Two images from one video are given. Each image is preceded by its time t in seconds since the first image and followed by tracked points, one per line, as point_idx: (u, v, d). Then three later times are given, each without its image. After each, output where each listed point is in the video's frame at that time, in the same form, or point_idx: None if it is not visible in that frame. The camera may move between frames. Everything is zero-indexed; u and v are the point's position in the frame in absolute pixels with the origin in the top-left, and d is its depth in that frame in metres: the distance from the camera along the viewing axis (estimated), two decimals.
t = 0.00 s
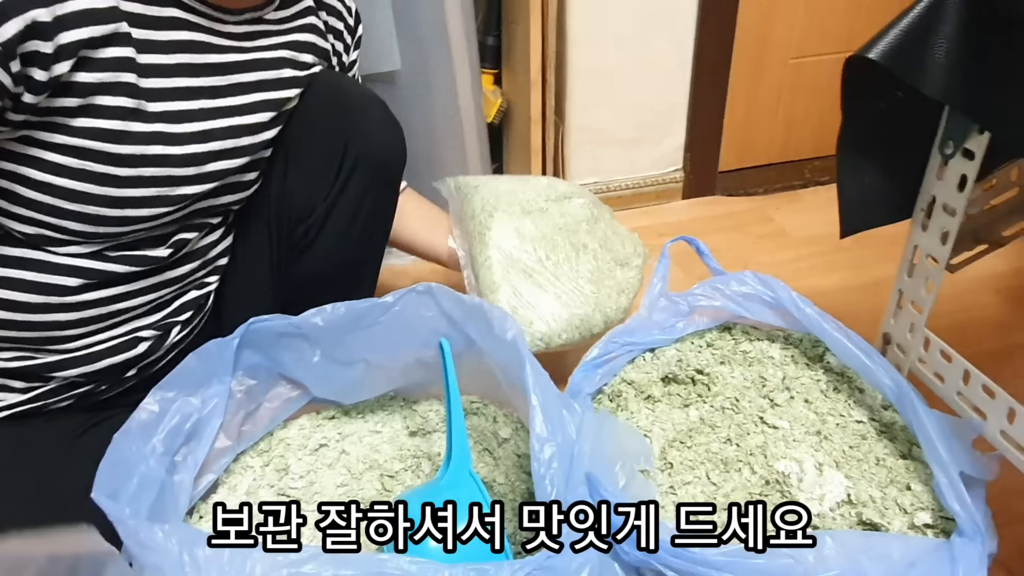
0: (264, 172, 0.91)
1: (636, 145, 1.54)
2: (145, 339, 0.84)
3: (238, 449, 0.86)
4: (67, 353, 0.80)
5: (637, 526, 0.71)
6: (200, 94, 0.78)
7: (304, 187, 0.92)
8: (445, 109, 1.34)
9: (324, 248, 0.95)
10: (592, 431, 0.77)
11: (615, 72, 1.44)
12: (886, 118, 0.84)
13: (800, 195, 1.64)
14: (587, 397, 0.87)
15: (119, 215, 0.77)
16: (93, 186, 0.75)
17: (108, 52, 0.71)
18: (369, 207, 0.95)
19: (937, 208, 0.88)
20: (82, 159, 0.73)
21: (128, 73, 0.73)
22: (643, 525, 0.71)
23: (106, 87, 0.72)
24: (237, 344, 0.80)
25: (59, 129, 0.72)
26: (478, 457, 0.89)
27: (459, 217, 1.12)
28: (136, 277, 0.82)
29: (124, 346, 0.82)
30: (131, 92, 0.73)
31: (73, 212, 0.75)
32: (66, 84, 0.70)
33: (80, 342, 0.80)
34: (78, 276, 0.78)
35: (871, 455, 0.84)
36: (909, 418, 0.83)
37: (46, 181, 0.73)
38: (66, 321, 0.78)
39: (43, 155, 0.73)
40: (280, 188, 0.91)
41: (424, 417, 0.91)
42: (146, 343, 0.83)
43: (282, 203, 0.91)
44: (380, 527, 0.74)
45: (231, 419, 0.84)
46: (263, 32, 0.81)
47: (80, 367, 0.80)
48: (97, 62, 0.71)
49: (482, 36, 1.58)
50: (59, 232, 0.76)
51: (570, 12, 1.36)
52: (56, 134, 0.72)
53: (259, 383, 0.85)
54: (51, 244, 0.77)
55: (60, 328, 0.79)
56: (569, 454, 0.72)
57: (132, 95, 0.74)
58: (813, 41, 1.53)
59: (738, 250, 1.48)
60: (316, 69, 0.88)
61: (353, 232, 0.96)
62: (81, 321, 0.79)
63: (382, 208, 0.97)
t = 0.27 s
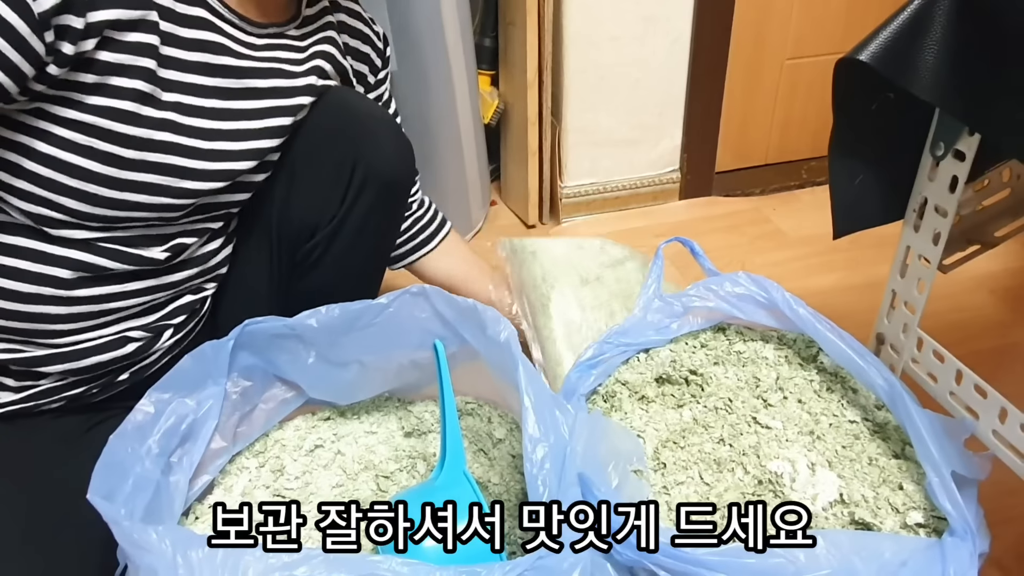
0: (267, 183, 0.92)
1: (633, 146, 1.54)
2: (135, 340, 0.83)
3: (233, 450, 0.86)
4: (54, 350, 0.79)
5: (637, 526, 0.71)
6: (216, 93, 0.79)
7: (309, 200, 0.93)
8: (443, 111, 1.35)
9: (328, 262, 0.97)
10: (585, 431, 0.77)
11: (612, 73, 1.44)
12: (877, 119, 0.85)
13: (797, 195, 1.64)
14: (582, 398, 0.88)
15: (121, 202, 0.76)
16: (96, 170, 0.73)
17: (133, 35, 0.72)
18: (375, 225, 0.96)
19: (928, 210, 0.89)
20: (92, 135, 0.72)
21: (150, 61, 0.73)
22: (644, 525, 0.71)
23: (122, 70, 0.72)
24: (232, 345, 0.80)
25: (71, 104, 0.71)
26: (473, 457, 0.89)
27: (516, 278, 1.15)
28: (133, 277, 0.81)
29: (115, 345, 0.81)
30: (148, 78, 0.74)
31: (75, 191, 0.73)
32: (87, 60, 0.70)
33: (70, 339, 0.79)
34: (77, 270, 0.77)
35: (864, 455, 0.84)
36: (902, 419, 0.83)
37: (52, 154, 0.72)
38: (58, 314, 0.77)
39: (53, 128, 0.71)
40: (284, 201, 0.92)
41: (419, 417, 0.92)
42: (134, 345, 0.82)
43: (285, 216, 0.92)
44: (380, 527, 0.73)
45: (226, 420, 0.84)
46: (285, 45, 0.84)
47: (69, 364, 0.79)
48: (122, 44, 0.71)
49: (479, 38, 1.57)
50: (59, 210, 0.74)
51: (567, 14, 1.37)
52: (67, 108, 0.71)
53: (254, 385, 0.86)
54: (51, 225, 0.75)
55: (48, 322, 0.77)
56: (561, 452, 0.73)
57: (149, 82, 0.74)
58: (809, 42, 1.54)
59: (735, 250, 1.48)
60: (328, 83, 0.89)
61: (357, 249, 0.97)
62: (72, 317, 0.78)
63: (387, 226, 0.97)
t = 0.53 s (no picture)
0: (272, 186, 0.97)
1: (627, 152, 1.54)
2: (149, 348, 0.85)
3: (219, 462, 0.85)
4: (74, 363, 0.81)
5: (638, 526, 0.74)
6: (230, 103, 0.81)
7: (312, 198, 0.99)
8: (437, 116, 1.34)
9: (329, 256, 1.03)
10: (570, 445, 0.77)
11: (606, 78, 1.44)
12: (865, 128, 0.84)
13: (792, 200, 1.63)
14: (569, 409, 0.87)
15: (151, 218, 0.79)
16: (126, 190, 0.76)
17: (156, 54, 0.74)
18: (373, 220, 1.04)
19: (919, 219, 0.88)
20: (120, 157, 0.75)
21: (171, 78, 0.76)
22: (644, 524, 0.73)
23: (149, 90, 0.75)
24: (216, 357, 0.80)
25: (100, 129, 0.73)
26: (460, 468, 0.89)
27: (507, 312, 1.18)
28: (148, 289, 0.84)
29: (132, 355, 0.84)
30: (169, 95, 0.76)
31: (107, 214, 0.76)
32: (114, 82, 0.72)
33: (87, 352, 0.81)
34: (102, 286, 0.79)
35: (853, 466, 0.84)
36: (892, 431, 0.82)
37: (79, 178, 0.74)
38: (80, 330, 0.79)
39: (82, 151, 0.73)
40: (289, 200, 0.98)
41: (406, 428, 0.91)
42: (148, 354, 0.85)
43: (290, 213, 0.99)
44: (380, 527, 0.74)
45: (211, 433, 0.84)
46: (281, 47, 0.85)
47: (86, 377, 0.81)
48: (146, 65, 0.73)
49: (473, 43, 1.57)
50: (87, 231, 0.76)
51: (560, 20, 1.37)
52: (94, 132, 0.73)
53: (240, 397, 0.85)
54: (76, 244, 0.77)
55: (69, 338, 0.79)
56: (546, 467, 0.72)
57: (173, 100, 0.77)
58: (803, 46, 1.53)
59: (729, 256, 1.48)
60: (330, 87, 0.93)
61: (356, 242, 1.04)
62: (94, 331, 0.80)
63: (384, 221, 1.05)
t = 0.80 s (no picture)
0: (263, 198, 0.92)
1: (625, 159, 1.52)
2: (139, 365, 0.84)
3: (205, 484, 0.83)
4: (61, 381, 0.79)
5: (637, 526, 0.78)
6: (215, 114, 0.78)
7: (306, 212, 0.94)
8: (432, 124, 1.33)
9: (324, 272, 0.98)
10: (565, 468, 0.75)
11: (603, 84, 1.42)
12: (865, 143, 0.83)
13: (791, 207, 1.62)
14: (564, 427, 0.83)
15: (137, 234, 0.77)
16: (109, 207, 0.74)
17: (131, 69, 0.71)
18: (369, 232, 0.99)
19: (919, 234, 0.86)
20: (101, 174, 0.73)
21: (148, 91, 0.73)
22: (644, 525, 0.78)
23: (126, 105, 0.72)
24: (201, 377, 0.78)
25: (78, 147, 0.71)
26: (453, 487, 0.87)
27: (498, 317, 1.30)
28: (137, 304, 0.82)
29: (122, 371, 0.82)
30: (150, 110, 0.74)
31: (89, 232, 0.74)
32: (89, 101, 0.70)
33: (76, 369, 0.79)
34: (87, 305, 0.77)
35: (853, 488, 0.82)
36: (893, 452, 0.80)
37: (60, 197, 0.72)
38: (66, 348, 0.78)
39: (60, 171, 0.71)
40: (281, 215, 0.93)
41: (398, 447, 0.89)
42: (139, 370, 0.83)
43: (282, 228, 0.94)
44: (379, 527, 0.74)
45: (197, 455, 0.82)
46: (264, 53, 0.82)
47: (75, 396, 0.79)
48: (121, 80, 0.71)
49: (469, 49, 1.55)
50: (71, 250, 0.75)
51: (557, 26, 1.35)
52: (71, 151, 0.71)
53: (226, 418, 0.84)
54: (61, 263, 0.76)
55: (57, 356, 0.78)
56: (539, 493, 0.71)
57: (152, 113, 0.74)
58: (803, 51, 1.51)
59: (728, 264, 1.46)
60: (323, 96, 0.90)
61: (351, 256, 0.99)
62: (83, 348, 0.79)
63: (381, 233, 1.00)
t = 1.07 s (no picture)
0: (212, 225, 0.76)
1: (632, 158, 1.38)
2: (76, 424, 0.71)
3: None
4: None
5: (637, 526, 0.74)
6: (121, 132, 0.66)
7: (265, 241, 0.77)
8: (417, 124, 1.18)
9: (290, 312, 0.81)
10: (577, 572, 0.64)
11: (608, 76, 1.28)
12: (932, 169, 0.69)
13: (812, 207, 1.48)
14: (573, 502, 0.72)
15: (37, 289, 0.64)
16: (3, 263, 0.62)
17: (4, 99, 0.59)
18: (344, 263, 0.81)
19: (992, 274, 0.73)
20: None
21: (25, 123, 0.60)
22: (644, 525, 0.74)
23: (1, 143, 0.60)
24: (143, 459, 0.66)
25: None
26: (445, 565, 0.75)
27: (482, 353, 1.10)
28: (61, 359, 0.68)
29: (54, 435, 0.69)
30: (31, 145, 0.61)
31: None
32: None
33: None
34: None
35: None
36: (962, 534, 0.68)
37: None
38: None
39: None
40: (233, 244, 0.76)
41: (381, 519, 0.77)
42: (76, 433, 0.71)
43: (236, 261, 0.77)
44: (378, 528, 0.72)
45: (140, 546, 0.70)
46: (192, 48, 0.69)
47: None
48: None
49: (463, 37, 1.39)
50: None
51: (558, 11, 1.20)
52: None
53: (175, 500, 0.71)
54: None
55: None
56: None
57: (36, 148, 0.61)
58: (829, 39, 1.35)
59: (745, 274, 1.33)
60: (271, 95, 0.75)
61: (323, 293, 0.81)
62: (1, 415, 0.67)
63: (358, 263, 0.82)
